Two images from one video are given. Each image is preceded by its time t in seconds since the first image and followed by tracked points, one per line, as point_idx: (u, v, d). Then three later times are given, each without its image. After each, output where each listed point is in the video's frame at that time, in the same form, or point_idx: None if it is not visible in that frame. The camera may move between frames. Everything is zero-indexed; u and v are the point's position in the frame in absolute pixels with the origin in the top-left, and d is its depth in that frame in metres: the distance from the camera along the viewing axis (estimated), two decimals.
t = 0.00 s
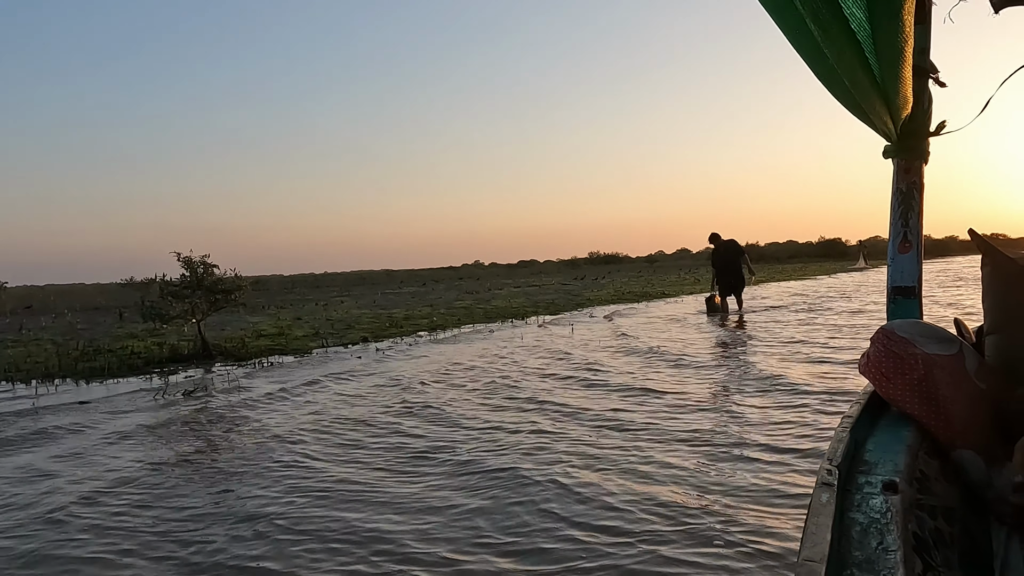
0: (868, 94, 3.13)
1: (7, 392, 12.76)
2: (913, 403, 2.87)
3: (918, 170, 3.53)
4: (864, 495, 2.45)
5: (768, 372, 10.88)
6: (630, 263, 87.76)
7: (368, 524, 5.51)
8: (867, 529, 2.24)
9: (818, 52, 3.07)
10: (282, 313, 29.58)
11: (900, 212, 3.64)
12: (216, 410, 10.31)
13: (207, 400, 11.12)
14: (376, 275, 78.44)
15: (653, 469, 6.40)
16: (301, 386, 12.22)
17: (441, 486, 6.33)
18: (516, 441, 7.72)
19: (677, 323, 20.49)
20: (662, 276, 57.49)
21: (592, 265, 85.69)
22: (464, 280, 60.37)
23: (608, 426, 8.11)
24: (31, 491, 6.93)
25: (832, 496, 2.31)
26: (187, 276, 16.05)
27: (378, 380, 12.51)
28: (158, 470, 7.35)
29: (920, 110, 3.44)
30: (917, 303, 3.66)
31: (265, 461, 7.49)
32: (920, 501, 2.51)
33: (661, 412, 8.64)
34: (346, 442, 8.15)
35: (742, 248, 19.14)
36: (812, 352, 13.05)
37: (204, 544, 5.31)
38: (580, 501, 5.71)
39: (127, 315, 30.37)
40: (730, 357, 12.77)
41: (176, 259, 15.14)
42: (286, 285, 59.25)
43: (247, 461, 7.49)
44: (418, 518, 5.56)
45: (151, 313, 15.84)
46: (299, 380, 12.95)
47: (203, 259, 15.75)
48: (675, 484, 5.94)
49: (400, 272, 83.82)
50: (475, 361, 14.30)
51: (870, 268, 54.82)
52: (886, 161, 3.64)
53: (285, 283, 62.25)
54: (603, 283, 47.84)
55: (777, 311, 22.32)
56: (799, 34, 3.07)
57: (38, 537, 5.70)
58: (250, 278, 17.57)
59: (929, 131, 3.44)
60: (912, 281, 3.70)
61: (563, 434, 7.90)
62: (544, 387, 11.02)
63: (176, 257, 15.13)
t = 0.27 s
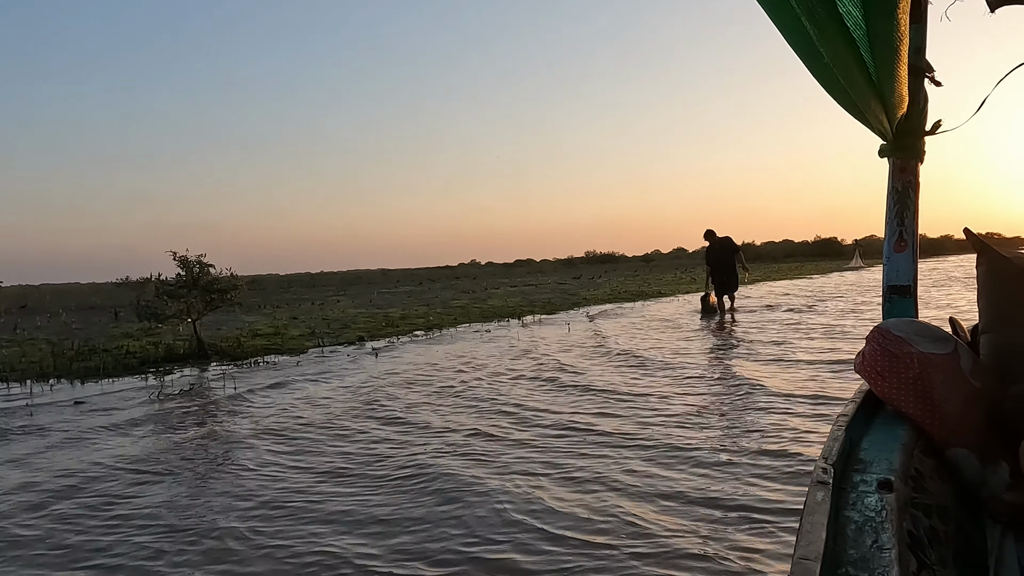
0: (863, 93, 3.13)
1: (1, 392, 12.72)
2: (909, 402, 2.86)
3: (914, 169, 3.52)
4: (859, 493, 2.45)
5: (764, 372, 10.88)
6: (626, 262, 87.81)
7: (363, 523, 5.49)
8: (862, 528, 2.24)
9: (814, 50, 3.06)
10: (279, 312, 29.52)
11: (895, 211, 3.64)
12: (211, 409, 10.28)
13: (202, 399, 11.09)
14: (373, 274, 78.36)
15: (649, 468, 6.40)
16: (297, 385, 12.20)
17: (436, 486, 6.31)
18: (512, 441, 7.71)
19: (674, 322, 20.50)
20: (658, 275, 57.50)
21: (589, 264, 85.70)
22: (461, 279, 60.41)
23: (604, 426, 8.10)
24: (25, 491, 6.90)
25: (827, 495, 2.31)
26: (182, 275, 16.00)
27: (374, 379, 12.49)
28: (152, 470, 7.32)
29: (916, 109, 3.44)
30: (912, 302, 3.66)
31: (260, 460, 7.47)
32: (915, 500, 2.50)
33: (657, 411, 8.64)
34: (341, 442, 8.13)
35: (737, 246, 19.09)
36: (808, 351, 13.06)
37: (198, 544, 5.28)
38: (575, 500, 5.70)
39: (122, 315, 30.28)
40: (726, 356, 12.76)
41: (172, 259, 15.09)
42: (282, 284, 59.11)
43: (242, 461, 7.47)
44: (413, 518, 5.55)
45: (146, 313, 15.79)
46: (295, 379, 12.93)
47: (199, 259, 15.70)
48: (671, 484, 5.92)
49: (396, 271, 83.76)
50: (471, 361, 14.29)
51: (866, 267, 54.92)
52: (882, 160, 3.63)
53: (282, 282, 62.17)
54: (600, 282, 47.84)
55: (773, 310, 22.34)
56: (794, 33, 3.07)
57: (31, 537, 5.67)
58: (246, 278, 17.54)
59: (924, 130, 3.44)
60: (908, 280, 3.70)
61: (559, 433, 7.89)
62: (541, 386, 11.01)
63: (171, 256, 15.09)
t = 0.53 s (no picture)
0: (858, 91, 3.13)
1: None
2: (903, 400, 2.87)
3: (909, 168, 3.53)
4: (853, 492, 2.45)
5: (759, 371, 10.90)
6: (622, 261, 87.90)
7: (357, 523, 5.48)
8: (856, 526, 2.25)
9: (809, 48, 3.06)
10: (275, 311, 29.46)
11: (890, 210, 3.64)
12: (206, 409, 10.26)
13: (198, 399, 11.06)
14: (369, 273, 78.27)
15: (644, 467, 6.40)
16: (293, 385, 12.19)
17: (431, 485, 6.31)
18: (508, 440, 7.71)
19: (669, 321, 20.54)
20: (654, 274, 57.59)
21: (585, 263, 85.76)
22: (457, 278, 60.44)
23: (599, 425, 8.11)
24: (18, 491, 6.87)
25: (821, 494, 2.31)
26: (178, 274, 15.95)
27: (370, 378, 12.49)
28: (147, 470, 7.30)
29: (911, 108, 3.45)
30: (907, 301, 3.68)
31: (255, 460, 7.46)
32: (909, 498, 2.51)
33: (652, 410, 8.65)
34: (337, 441, 8.12)
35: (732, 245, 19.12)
36: (803, 350, 13.09)
37: (194, 545, 5.26)
38: (571, 500, 5.70)
39: (118, 314, 30.18)
40: (721, 355, 12.79)
41: (167, 258, 15.05)
42: (278, 284, 58.95)
43: (237, 461, 7.45)
44: (408, 518, 5.54)
45: (141, 312, 15.74)
46: (291, 379, 12.91)
47: (194, 258, 15.66)
48: (667, 483, 5.92)
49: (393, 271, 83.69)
50: (467, 360, 14.29)
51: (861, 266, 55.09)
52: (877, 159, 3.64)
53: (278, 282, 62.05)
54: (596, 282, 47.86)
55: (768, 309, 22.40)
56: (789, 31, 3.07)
57: (24, 538, 5.65)
58: (241, 277, 17.52)
59: (918, 129, 3.45)
60: (902, 279, 3.71)
61: (554, 433, 7.90)
62: (536, 385, 11.02)
63: (166, 256, 15.05)
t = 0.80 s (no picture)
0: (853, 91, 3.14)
1: None
2: (900, 399, 2.87)
3: (904, 167, 3.53)
4: (850, 491, 2.46)
5: (755, 370, 10.92)
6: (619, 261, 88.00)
7: (354, 522, 5.48)
8: (853, 525, 2.26)
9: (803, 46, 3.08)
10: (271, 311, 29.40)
11: (886, 209, 3.65)
12: (203, 409, 10.24)
13: (194, 399, 11.05)
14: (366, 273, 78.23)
15: (640, 466, 6.41)
16: (289, 384, 12.18)
17: (428, 485, 6.31)
18: (504, 439, 7.72)
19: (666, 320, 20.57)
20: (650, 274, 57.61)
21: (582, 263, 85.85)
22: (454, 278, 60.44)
23: (596, 424, 8.11)
24: (13, 491, 6.85)
25: (818, 492, 2.32)
26: (174, 274, 15.92)
27: (366, 378, 12.47)
28: (142, 469, 7.28)
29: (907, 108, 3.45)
30: (903, 300, 3.68)
31: (252, 459, 7.45)
32: (906, 497, 2.52)
33: (648, 410, 8.66)
34: (333, 441, 8.12)
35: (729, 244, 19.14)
36: (799, 349, 13.12)
37: (190, 545, 5.25)
38: (568, 499, 5.70)
39: (114, 314, 30.09)
40: (717, 355, 12.81)
41: (163, 257, 15.03)
42: (275, 284, 58.80)
43: (234, 460, 7.44)
44: (405, 517, 5.54)
45: (137, 312, 15.71)
46: (287, 378, 12.90)
47: (191, 257, 15.63)
48: (664, 482, 5.92)
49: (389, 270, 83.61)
50: (464, 359, 14.30)
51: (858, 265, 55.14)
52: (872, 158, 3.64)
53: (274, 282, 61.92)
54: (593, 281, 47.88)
55: (764, 309, 22.44)
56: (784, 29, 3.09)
57: (18, 538, 5.63)
58: (237, 277, 17.49)
59: (914, 129, 3.45)
60: (898, 278, 3.72)
61: (551, 432, 7.91)
62: (533, 384, 11.03)
63: (162, 255, 15.02)
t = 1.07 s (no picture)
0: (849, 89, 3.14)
1: None
2: (896, 397, 2.87)
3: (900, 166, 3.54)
4: (846, 488, 2.46)
5: (752, 369, 10.96)
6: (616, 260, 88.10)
7: (352, 522, 5.48)
8: (849, 522, 2.26)
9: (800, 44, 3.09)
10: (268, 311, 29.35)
11: (882, 208, 3.65)
12: (200, 408, 10.22)
13: (191, 398, 11.04)
14: (363, 273, 78.19)
15: (638, 464, 6.42)
16: (287, 384, 12.17)
17: (426, 484, 6.31)
18: (502, 438, 7.73)
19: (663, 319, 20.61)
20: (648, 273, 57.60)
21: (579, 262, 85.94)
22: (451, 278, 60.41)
23: (593, 423, 8.13)
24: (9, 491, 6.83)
25: (814, 490, 2.31)
26: (171, 273, 15.89)
27: (364, 377, 12.48)
28: (140, 469, 7.28)
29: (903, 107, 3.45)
30: (899, 298, 3.69)
31: (250, 459, 7.45)
32: (902, 494, 2.52)
33: (645, 409, 8.68)
34: (330, 440, 8.11)
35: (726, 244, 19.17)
36: (795, 348, 13.17)
37: (187, 545, 5.23)
38: (565, 497, 5.71)
39: (110, 313, 30.00)
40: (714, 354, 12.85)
41: (160, 257, 15.01)
42: (272, 283, 58.68)
43: (231, 460, 7.44)
44: (402, 516, 5.54)
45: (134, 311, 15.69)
46: (284, 377, 12.89)
47: (188, 257, 15.61)
48: (662, 481, 5.91)
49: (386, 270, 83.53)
50: (461, 358, 14.32)
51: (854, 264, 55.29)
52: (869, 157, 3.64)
53: (270, 281, 61.77)
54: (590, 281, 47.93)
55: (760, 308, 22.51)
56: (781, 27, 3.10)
57: (15, 538, 5.61)
58: (234, 276, 17.45)
59: (909, 127, 3.46)
60: (894, 276, 3.73)
61: (549, 431, 7.92)
62: (531, 383, 11.05)
63: (159, 254, 15.00)
